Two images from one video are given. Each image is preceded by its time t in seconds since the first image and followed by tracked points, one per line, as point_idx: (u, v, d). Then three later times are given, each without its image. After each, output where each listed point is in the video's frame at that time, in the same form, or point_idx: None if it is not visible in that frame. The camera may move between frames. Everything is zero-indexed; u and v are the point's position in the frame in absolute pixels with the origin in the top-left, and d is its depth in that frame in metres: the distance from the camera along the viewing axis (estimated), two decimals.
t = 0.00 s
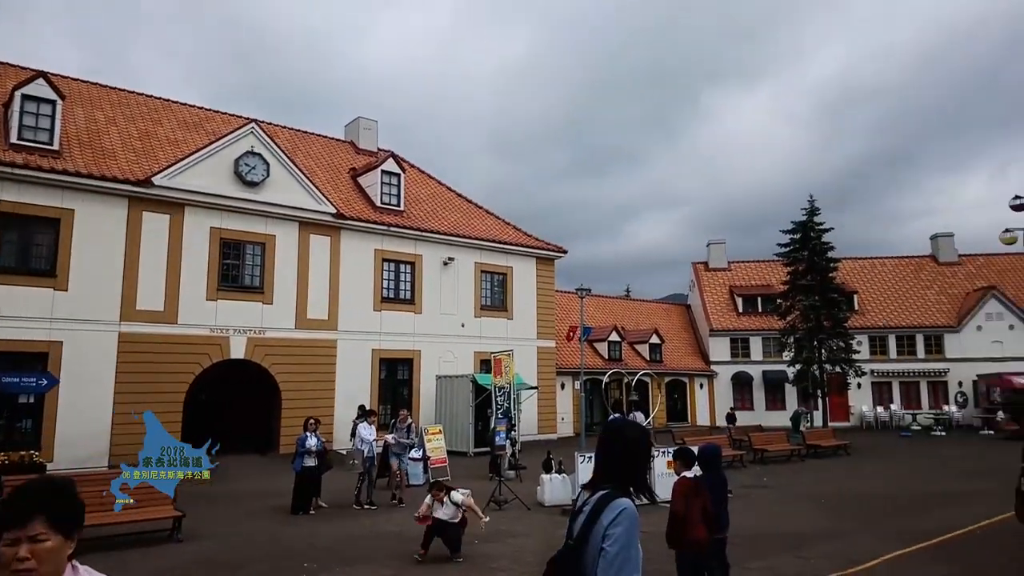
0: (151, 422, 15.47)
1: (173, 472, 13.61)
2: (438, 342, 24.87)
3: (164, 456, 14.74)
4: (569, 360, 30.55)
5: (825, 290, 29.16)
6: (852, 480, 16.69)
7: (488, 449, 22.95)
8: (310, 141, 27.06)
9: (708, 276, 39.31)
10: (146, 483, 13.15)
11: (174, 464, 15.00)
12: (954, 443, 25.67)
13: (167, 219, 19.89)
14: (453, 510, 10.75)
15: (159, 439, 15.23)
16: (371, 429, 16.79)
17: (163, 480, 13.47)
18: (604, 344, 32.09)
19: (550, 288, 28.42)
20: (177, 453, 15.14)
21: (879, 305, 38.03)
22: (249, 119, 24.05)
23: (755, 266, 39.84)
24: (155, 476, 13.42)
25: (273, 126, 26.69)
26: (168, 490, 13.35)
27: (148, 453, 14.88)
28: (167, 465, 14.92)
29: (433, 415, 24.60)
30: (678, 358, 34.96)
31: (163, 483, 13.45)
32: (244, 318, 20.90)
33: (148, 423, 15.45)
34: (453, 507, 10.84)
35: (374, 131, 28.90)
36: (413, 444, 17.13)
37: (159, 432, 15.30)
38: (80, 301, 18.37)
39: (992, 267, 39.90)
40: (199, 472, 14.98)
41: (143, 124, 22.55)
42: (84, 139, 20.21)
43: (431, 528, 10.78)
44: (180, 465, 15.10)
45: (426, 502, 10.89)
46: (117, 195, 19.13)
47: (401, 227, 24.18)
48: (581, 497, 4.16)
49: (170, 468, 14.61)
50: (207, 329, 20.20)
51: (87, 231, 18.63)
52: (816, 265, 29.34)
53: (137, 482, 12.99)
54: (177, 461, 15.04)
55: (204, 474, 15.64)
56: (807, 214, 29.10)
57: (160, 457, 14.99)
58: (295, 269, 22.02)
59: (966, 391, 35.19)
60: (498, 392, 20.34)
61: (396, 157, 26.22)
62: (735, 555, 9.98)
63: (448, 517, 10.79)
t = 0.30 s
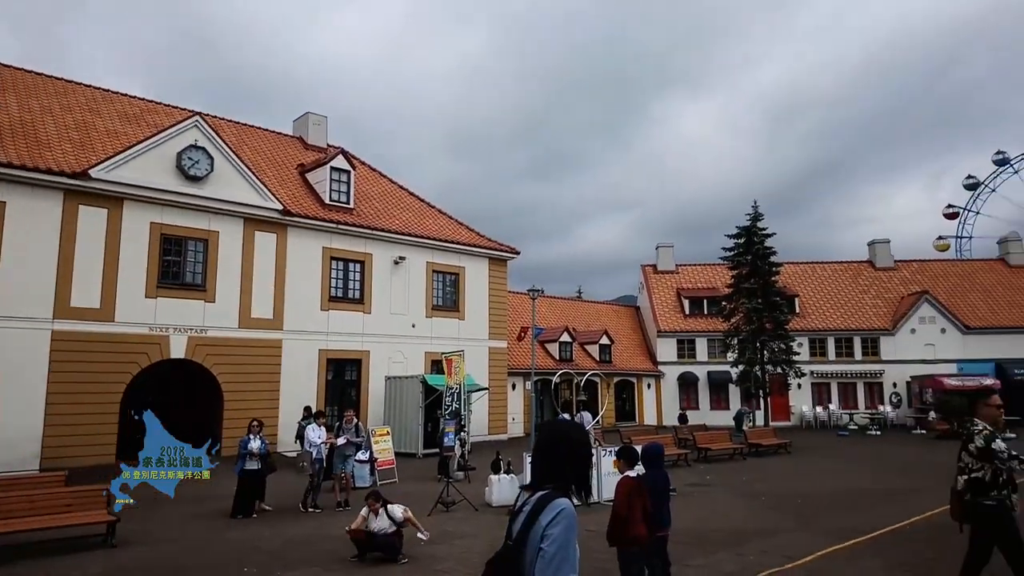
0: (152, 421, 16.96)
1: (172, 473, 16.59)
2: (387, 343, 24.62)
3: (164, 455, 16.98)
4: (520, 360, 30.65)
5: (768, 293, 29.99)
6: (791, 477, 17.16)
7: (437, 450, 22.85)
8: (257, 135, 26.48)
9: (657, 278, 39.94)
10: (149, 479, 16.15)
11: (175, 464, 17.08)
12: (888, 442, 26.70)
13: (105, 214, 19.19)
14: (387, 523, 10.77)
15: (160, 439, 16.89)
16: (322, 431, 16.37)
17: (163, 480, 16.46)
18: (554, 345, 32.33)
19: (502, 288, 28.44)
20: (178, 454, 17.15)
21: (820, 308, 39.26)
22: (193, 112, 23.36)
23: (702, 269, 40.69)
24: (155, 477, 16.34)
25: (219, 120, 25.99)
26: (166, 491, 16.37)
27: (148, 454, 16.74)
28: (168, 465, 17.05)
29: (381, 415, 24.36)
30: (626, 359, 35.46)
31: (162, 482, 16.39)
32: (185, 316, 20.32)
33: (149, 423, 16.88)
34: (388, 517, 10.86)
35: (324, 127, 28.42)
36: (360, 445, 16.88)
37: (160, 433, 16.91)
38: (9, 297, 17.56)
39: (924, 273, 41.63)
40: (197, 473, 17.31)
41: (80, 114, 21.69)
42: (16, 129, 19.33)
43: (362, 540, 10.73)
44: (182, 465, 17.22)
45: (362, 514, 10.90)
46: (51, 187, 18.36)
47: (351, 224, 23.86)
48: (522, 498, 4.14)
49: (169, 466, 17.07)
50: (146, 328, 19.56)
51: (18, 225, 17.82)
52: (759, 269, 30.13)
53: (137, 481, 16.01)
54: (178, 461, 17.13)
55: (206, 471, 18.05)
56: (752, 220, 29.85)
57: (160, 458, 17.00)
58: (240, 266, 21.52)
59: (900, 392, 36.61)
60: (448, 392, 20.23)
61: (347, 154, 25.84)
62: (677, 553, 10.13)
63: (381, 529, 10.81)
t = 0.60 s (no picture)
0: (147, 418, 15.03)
1: (173, 472, 14.86)
2: (340, 343, 24.31)
3: (164, 454, 15.08)
4: (475, 361, 30.64)
5: (718, 296, 30.60)
6: (738, 476, 17.53)
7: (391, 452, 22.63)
8: (206, 130, 25.86)
9: (612, 280, 40.37)
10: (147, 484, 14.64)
11: (174, 465, 14.70)
12: (832, 442, 27.54)
13: (45, 208, 18.50)
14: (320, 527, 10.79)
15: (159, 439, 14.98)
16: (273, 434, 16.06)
17: (162, 480, 14.89)
18: (511, 346, 32.40)
19: (459, 288, 28.36)
20: (176, 453, 14.73)
21: (768, 311, 40.23)
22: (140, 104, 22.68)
23: (656, 271, 41.28)
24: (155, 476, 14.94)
25: (166, 113, 25.30)
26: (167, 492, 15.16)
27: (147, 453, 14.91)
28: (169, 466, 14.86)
29: (334, 417, 24.04)
30: (581, 360, 35.74)
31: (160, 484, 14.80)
32: (129, 315, 19.72)
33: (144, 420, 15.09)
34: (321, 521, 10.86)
35: (276, 123, 27.88)
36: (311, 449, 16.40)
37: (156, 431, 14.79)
38: None
39: (867, 277, 43.05)
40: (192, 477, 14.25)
41: (19, 105, 20.85)
42: None
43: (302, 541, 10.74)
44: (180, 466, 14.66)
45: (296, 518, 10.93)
46: None
47: (304, 222, 23.48)
48: (463, 503, 4.09)
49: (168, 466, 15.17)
50: (88, 327, 18.92)
51: None
52: (710, 272, 30.71)
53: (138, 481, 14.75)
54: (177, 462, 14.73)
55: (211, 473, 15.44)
56: (703, 224, 30.45)
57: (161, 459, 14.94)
58: (186, 265, 20.97)
59: (844, 393, 37.78)
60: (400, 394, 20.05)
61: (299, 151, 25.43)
62: (626, 551, 10.25)
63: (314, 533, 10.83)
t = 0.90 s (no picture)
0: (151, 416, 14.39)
1: (174, 472, 14.33)
2: (292, 343, 23.90)
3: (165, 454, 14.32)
4: (431, 362, 30.49)
5: (671, 298, 31.06)
6: (688, 476, 17.80)
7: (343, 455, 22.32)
8: (155, 124, 25.15)
9: (570, 282, 40.64)
10: (148, 485, 13.81)
11: (175, 465, 14.34)
12: (781, 442, 28.17)
13: None
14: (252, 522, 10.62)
15: (160, 437, 14.23)
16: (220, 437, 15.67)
17: (163, 481, 14.20)
18: (468, 347, 32.34)
19: (416, 288, 28.17)
20: (178, 453, 14.37)
21: (721, 314, 40.98)
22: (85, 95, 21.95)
23: (613, 274, 41.70)
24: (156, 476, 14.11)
25: (113, 105, 24.54)
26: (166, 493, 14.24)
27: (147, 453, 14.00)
28: (167, 466, 14.29)
29: (285, 419, 23.63)
30: (538, 361, 35.84)
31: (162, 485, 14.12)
32: (71, 314, 19.06)
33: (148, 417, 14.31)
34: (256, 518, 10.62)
35: (228, 118, 27.30)
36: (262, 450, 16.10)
37: (158, 429, 14.24)
38: None
39: (815, 282, 44.23)
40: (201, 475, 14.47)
41: None
42: None
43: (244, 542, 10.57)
44: (182, 466, 14.40)
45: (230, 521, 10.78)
46: None
47: (256, 220, 23.03)
48: (407, 506, 3.99)
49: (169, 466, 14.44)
50: (27, 325, 18.22)
51: None
52: (664, 275, 31.17)
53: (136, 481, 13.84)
54: (179, 461, 14.30)
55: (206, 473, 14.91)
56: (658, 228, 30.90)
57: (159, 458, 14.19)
58: (132, 262, 20.37)
59: (792, 394, 38.74)
60: (353, 396, 19.78)
61: (252, 147, 24.93)
62: (576, 551, 10.29)
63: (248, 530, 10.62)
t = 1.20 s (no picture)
0: (150, 417, 14.67)
1: (174, 473, 14.56)
2: (245, 343, 23.47)
3: (163, 455, 14.67)
4: (390, 363, 30.27)
5: (630, 300, 31.39)
6: (644, 475, 18.02)
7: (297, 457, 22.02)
8: (104, 116, 24.40)
9: (530, 283, 40.75)
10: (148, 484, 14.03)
11: (175, 465, 14.60)
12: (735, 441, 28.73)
13: None
14: (201, 524, 10.42)
15: (160, 438, 14.62)
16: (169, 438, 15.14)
17: (162, 481, 14.35)
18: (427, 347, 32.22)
19: (374, 288, 27.92)
20: (178, 453, 14.66)
21: (678, 316, 41.59)
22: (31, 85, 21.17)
23: (573, 275, 41.95)
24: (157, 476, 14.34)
25: (59, 96, 23.72)
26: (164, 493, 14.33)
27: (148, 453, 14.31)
28: (168, 466, 14.57)
29: (237, 421, 23.17)
30: (497, 362, 35.86)
31: (162, 484, 14.26)
32: (13, 311, 18.37)
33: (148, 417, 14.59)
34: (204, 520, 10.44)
35: (181, 112, 26.65)
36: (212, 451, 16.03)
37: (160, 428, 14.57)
38: None
39: (768, 285, 45.21)
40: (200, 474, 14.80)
41: None
42: None
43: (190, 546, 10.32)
44: (182, 465, 14.69)
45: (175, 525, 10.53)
46: None
47: (210, 217, 22.55)
48: (358, 507, 3.80)
49: (169, 467, 14.70)
50: None
51: None
52: (623, 277, 31.50)
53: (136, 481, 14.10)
54: (179, 461, 14.61)
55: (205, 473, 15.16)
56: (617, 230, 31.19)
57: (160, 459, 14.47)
58: (79, 259, 19.75)
59: (745, 394, 39.55)
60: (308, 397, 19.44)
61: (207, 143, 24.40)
62: (530, 552, 10.31)
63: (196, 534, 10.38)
